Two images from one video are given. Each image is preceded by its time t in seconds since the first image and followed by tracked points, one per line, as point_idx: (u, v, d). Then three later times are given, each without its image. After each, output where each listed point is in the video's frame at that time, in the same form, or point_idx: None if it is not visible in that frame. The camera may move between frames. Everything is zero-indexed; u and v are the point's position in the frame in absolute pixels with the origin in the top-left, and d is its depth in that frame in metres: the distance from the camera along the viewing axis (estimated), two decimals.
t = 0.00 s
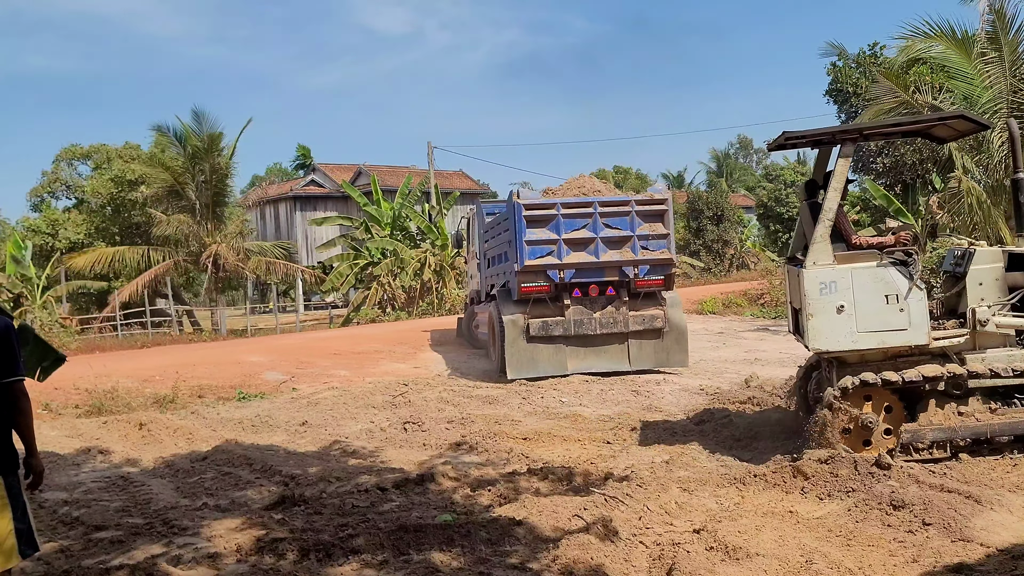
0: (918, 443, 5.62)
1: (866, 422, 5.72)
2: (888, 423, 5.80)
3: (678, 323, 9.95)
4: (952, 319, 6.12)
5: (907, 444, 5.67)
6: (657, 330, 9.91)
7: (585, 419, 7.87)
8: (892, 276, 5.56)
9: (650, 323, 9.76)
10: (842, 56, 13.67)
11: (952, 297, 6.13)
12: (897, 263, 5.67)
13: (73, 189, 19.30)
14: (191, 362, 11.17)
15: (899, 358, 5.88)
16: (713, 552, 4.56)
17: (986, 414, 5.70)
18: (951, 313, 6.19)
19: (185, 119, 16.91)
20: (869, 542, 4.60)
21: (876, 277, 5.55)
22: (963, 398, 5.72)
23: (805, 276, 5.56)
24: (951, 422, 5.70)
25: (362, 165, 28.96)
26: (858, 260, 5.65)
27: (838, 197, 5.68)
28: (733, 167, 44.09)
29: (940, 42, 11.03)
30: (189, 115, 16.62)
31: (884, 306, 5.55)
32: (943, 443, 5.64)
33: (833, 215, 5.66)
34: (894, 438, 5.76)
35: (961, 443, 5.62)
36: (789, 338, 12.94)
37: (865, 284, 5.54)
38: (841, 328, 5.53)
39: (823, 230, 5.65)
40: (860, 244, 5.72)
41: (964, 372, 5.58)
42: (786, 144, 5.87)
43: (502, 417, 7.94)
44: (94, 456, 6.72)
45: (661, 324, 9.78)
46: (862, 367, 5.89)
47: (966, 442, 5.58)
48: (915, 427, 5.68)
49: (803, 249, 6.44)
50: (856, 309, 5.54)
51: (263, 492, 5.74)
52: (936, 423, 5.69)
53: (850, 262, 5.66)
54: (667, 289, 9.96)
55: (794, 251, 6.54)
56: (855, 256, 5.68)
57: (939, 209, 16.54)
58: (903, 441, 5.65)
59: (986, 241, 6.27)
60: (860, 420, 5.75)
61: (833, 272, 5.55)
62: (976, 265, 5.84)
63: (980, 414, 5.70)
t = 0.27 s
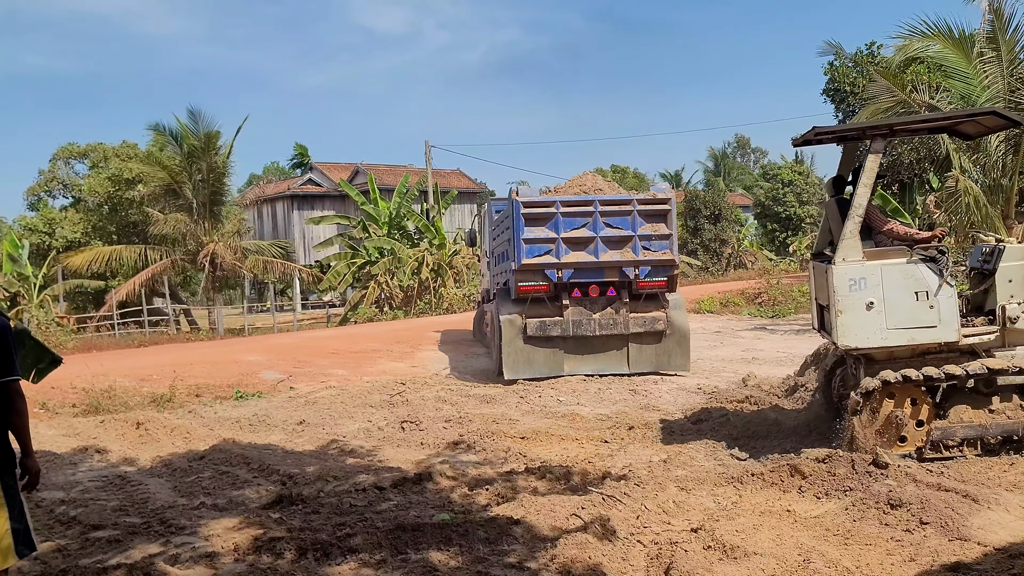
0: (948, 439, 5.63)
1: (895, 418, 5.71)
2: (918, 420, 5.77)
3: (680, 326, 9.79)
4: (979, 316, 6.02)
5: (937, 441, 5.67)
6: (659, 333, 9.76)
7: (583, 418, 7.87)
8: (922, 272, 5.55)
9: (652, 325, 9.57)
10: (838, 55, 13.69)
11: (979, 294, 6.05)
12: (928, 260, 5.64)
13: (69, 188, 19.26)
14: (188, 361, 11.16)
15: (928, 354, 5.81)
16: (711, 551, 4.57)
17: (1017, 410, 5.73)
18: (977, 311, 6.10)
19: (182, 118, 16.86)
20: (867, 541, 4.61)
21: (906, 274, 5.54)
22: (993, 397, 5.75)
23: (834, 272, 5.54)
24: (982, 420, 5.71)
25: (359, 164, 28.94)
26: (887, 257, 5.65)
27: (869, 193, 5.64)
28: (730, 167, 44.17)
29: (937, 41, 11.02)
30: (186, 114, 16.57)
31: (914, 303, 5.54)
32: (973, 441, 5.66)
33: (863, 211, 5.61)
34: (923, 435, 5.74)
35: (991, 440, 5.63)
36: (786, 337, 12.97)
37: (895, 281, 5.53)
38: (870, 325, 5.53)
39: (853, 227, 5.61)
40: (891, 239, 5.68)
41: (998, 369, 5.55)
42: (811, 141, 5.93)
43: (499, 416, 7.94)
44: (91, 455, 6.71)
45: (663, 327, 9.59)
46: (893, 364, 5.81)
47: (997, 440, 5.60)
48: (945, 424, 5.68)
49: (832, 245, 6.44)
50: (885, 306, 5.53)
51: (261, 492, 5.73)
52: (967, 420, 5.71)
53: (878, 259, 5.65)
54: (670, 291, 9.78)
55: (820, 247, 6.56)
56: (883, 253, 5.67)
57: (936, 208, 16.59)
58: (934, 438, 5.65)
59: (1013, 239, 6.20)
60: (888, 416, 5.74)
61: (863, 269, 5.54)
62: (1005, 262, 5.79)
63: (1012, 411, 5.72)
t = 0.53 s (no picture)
0: (978, 436, 5.66)
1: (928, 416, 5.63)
2: (948, 416, 5.67)
3: (679, 327, 9.57)
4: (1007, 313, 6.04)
5: (967, 436, 5.69)
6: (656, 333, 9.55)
7: (580, 416, 7.86)
8: (952, 267, 5.50)
9: (648, 325, 9.36)
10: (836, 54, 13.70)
11: (1006, 290, 6.09)
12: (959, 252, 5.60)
13: (66, 186, 19.22)
14: (185, 359, 11.14)
15: (956, 350, 5.80)
16: (708, 549, 4.56)
17: None
18: (1005, 307, 6.12)
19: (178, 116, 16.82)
20: (864, 538, 4.62)
21: (937, 268, 5.49)
22: None
23: (863, 267, 5.51)
24: (1014, 415, 5.71)
25: (356, 162, 28.92)
26: (916, 251, 5.63)
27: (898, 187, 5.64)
28: (728, 165, 44.37)
29: (934, 39, 11.01)
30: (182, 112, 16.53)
31: (944, 297, 5.50)
32: (1003, 437, 5.68)
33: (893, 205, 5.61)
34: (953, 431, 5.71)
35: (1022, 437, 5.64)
36: (783, 336, 13.03)
37: (925, 276, 5.48)
38: (899, 320, 5.49)
39: (881, 221, 5.61)
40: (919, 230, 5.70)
41: None
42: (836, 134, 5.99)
43: (496, 414, 7.93)
44: (87, 453, 6.69)
45: (660, 327, 9.38)
46: (921, 359, 5.79)
47: None
48: (976, 420, 5.70)
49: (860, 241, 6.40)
50: (915, 301, 5.49)
51: (257, 489, 5.72)
52: (998, 416, 5.70)
53: (908, 253, 5.61)
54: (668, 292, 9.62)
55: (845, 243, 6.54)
56: (912, 247, 5.64)
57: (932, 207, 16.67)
58: (963, 434, 5.68)
59: None
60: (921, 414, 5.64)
61: (892, 263, 5.50)
62: None
63: None
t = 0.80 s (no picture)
0: (1008, 432, 5.73)
1: (956, 412, 5.67)
2: (977, 411, 5.71)
3: (675, 326, 9.31)
4: None
5: (996, 431, 5.75)
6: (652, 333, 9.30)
7: (577, 415, 7.86)
8: (982, 262, 5.53)
9: (643, 325, 9.11)
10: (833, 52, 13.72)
11: None
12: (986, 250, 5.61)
13: (62, 184, 19.18)
14: (182, 358, 11.12)
15: (984, 345, 5.74)
16: (706, 547, 4.57)
17: None
18: None
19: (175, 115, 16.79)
20: (861, 536, 4.62)
21: (966, 263, 5.51)
22: None
23: (892, 262, 5.53)
24: None
25: (353, 161, 28.90)
26: (946, 246, 5.63)
27: (928, 182, 5.62)
28: (725, 164, 44.47)
29: (931, 38, 11.05)
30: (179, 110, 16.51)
31: (973, 293, 5.52)
32: None
33: (923, 199, 5.64)
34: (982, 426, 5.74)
35: None
36: (780, 334, 13.06)
37: (954, 271, 5.50)
38: (929, 314, 5.50)
39: (910, 216, 5.64)
40: (944, 232, 5.68)
41: None
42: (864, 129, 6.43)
43: (494, 413, 7.92)
44: (84, 452, 6.67)
45: (655, 327, 9.13)
46: (945, 354, 5.74)
47: None
48: (1006, 414, 5.76)
49: (886, 236, 6.64)
50: (944, 296, 5.50)
51: (255, 488, 5.71)
52: None
53: (936, 249, 5.62)
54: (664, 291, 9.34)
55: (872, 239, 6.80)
56: (942, 242, 5.65)
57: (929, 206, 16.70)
58: (993, 429, 5.75)
59: None
60: (949, 410, 5.69)
61: (921, 258, 5.51)
62: None
63: None
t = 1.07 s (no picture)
0: None
1: (984, 408, 5.69)
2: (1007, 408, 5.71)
3: (671, 328, 9.25)
4: None
5: None
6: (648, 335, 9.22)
7: (574, 414, 7.86)
8: (1009, 259, 5.57)
9: (638, 326, 9.04)
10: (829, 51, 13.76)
11: None
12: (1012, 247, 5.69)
13: (58, 183, 19.13)
14: (179, 357, 11.10)
15: (1010, 343, 5.74)
16: (703, 546, 4.57)
17: None
18: None
19: (171, 114, 16.76)
20: (858, 535, 4.63)
21: (993, 261, 5.55)
22: None
23: (920, 259, 5.53)
24: None
25: (350, 160, 28.87)
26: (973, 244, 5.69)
27: (955, 180, 5.68)
28: (721, 163, 44.60)
29: (928, 37, 11.11)
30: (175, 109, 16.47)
31: (1000, 290, 5.55)
32: None
33: (950, 198, 5.65)
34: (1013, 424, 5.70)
35: None
36: (776, 333, 13.10)
37: (981, 269, 5.52)
38: (958, 313, 5.51)
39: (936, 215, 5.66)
40: (971, 230, 5.93)
41: None
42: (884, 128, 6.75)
43: (491, 412, 7.93)
44: (81, 452, 6.66)
45: (651, 328, 9.05)
46: (973, 353, 5.74)
47: None
48: None
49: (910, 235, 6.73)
50: (971, 294, 5.51)
51: (252, 487, 5.71)
52: None
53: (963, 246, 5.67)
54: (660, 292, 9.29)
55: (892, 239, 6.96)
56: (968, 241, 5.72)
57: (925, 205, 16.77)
58: None
59: None
60: (978, 407, 5.71)
61: (948, 256, 5.53)
62: None
63: None
